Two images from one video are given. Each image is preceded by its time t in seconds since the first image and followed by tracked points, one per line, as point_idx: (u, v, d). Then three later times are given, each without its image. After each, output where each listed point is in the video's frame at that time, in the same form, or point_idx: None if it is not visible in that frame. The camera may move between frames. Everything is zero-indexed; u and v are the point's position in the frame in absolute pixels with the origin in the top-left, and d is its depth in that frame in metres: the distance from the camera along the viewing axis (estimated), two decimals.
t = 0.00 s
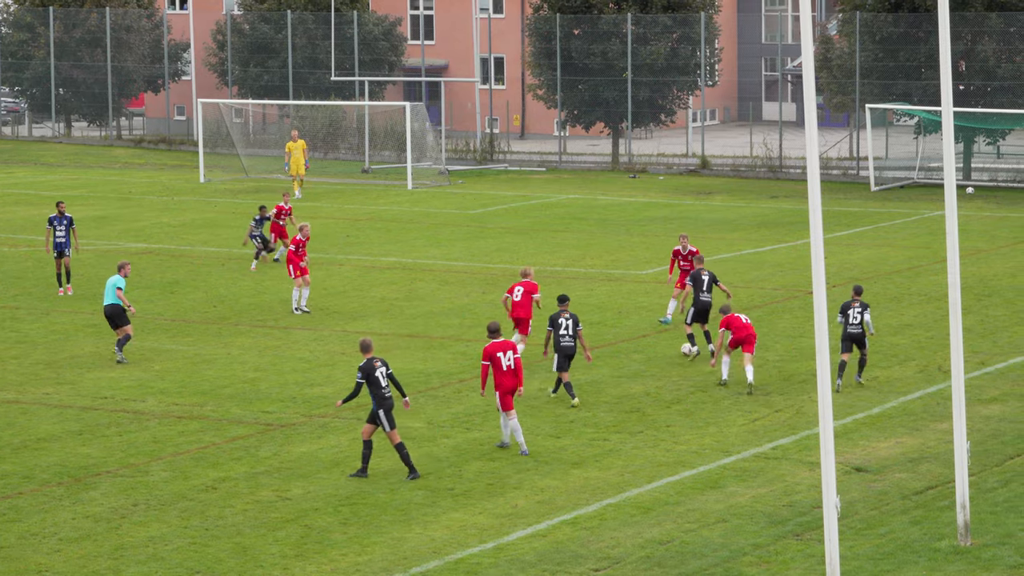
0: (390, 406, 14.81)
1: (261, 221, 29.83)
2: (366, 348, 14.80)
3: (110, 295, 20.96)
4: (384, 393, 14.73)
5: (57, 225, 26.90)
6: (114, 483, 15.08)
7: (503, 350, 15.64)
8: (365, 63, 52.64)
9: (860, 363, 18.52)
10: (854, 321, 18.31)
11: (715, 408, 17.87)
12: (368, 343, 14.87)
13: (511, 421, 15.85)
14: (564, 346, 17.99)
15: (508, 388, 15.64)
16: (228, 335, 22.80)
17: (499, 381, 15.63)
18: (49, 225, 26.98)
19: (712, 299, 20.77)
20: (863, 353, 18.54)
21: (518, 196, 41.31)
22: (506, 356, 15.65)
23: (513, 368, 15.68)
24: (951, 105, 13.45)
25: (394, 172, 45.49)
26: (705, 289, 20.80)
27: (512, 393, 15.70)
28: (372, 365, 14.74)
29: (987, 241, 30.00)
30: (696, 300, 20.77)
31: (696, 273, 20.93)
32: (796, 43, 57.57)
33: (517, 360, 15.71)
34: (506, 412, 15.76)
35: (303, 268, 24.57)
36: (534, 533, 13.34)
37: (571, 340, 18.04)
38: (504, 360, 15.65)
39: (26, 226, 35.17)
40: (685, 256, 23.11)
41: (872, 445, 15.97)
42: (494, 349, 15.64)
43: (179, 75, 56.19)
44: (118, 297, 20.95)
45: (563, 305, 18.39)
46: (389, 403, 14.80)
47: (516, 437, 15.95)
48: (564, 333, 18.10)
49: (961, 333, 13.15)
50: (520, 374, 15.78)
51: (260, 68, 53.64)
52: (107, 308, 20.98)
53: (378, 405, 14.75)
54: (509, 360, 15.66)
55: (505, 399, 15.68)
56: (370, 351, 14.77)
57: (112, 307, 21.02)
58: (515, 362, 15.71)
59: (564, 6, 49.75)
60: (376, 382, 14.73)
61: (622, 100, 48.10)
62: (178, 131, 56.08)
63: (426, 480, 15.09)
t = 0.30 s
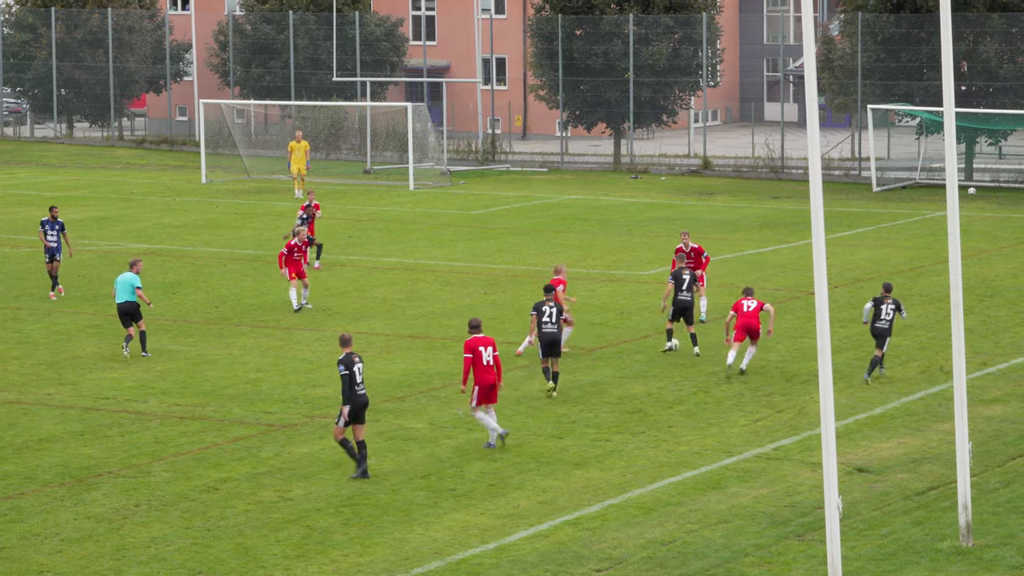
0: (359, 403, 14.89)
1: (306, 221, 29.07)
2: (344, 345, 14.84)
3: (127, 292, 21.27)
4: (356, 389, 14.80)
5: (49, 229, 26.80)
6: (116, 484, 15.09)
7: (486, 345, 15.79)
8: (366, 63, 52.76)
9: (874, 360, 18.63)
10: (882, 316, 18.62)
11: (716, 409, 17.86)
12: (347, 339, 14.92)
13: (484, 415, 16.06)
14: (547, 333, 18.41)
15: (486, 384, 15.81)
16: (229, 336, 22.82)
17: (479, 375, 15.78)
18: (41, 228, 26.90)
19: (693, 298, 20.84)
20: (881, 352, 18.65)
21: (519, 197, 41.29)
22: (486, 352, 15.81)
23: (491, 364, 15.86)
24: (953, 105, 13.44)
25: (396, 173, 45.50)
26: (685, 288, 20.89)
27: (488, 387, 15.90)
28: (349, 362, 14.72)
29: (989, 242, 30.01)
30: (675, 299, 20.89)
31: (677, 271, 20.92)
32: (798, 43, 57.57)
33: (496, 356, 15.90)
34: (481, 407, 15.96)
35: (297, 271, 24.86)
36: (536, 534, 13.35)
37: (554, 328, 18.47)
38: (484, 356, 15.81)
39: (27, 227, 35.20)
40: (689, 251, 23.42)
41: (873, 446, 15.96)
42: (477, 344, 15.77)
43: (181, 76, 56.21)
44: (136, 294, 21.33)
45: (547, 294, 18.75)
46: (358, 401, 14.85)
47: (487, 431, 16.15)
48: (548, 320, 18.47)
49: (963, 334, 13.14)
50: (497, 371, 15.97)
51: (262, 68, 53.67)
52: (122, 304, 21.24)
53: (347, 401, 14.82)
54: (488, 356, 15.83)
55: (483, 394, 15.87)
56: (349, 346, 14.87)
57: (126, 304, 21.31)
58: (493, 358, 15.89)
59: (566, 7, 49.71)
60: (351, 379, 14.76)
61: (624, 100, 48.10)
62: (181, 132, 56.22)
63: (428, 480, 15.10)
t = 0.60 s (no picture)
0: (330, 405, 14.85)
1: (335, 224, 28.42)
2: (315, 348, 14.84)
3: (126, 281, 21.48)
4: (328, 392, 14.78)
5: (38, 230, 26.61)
6: (114, 484, 15.08)
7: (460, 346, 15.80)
8: (366, 63, 52.78)
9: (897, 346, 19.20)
10: (911, 306, 19.07)
11: (716, 409, 17.85)
12: (316, 342, 14.91)
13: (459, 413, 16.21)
14: (530, 332, 18.60)
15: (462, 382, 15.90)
16: (229, 335, 22.82)
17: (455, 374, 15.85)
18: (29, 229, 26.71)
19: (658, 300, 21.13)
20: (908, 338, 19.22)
21: (518, 197, 41.28)
22: (460, 350, 15.82)
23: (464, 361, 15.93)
24: (951, 105, 13.43)
25: (395, 173, 45.52)
26: (652, 290, 21.21)
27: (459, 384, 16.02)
28: (320, 363, 14.70)
29: (987, 242, 30.02)
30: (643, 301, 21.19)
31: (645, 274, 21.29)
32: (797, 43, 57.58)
33: (468, 354, 15.98)
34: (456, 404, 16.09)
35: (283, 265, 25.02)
36: (535, 534, 13.34)
37: (537, 327, 18.61)
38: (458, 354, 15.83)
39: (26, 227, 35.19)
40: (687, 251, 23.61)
41: (873, 446, 15.96)
42: (452, 343, 15.74)
43: (180, 76, 56.18)
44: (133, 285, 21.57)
45: (528, 289, 18.81)
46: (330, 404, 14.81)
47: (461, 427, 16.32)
48: (530, 318, 18.62)
49: (962, 335, 13.12)
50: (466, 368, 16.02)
51: (260, 68, 53.66)
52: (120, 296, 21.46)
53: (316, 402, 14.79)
54: (462, 354, 15.86)
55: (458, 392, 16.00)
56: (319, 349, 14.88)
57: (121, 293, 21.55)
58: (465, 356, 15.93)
59: (565, 7, 49.67)
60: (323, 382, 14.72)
61: (623, 100, 48.09)
62: (180, 132, 56.29)
63: (427, 480, 15.10)
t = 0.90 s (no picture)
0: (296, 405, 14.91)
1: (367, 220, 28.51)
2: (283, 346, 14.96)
3: (113, 277, 22.09)
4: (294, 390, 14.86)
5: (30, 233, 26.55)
6: (115, 484, 15.10)
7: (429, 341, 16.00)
8: (366, 64, 52.79)
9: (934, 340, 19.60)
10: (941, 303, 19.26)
11: (716, 409, 17.86)
12: (286, 341, 15.02)
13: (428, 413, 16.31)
14: (514, 321, 18.99)
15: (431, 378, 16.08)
16: (229, 336, 22.84)
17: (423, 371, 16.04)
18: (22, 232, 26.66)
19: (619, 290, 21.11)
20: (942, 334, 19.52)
21: (518, 197, 41.28)
22: (430, 347, 16.04)
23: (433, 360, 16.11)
24: (951, 105, 13.43)
25: (395, 173, 45.49)
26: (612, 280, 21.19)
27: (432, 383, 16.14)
28: (287, 363, 14.81)
29: (987, 242, 30.02)
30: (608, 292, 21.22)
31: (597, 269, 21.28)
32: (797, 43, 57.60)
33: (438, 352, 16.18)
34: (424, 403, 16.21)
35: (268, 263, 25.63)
36: (535, 534, 13.35)
37: (521, 316, 19.00)
38: (428, 352, 16.04)
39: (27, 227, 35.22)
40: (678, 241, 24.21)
41: (872, 447, 15.97)
42: (421, 341, 15.98)
43: (180, 76, 56.14)
44: (121, 279, 22.20)
45: (516, 278, 19.19)
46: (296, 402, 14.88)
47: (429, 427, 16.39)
48: (515, 308, 19.00)
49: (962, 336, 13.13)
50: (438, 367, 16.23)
51: (261, 69, 53.67)
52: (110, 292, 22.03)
53: (287, 403, 14.86)
54: (431, 352, 16.08)
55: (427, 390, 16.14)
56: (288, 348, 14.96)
57: (113, 289, 22.19)
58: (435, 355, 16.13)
59: (565, 8, 49.66)
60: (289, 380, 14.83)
61: (624, 101, 48.12)
62: (180, 133, 56.29)
63: (427, 481, 15.11)
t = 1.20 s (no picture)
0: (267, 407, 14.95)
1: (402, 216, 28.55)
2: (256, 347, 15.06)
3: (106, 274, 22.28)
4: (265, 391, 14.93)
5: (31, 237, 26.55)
6: (121, 484, 15.12)
7: (401, 343, 16.22)
8: (372, 64, 52.72)
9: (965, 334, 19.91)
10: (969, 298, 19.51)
11: (723, 409, 17.85)
12: (260, 342, 15.11)
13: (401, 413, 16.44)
14: (509, 318, 19.06)
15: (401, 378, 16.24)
16: (236, 336, 22.86)
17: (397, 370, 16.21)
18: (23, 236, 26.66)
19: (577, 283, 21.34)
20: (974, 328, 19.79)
21: (524, 197, 41.27)
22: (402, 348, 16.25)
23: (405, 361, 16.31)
24: (958, 106, 13.41)
25: (401, 173, 45.44)
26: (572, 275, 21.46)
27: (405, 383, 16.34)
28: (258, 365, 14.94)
29: (994, 242, 29.99)
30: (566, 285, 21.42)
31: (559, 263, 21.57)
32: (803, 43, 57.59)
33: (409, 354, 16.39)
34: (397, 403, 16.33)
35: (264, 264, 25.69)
36: (541, 534, 13.35)
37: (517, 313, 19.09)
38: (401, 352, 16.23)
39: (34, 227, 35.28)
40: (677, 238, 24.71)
41: (879, 447, 15.95)
42: (393, 341, 16.21)
43: (186, 76, 56.16)
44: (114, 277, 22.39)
45: (509, 274, 19.16)
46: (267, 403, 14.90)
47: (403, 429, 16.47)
48: (511, 306, 19.09)
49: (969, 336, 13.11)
50: (411, 365, 16.44)
51: (267, 69, 53.67)
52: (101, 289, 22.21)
53: (258, 405, 14.91)
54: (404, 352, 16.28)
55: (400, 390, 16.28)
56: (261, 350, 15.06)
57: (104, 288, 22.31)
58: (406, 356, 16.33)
59: (571, 8, 49.57)
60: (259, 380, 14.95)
61: (630, 101, 48.11)
62: (186, 132, 56.31)
63: (433, 481, 15.12)
